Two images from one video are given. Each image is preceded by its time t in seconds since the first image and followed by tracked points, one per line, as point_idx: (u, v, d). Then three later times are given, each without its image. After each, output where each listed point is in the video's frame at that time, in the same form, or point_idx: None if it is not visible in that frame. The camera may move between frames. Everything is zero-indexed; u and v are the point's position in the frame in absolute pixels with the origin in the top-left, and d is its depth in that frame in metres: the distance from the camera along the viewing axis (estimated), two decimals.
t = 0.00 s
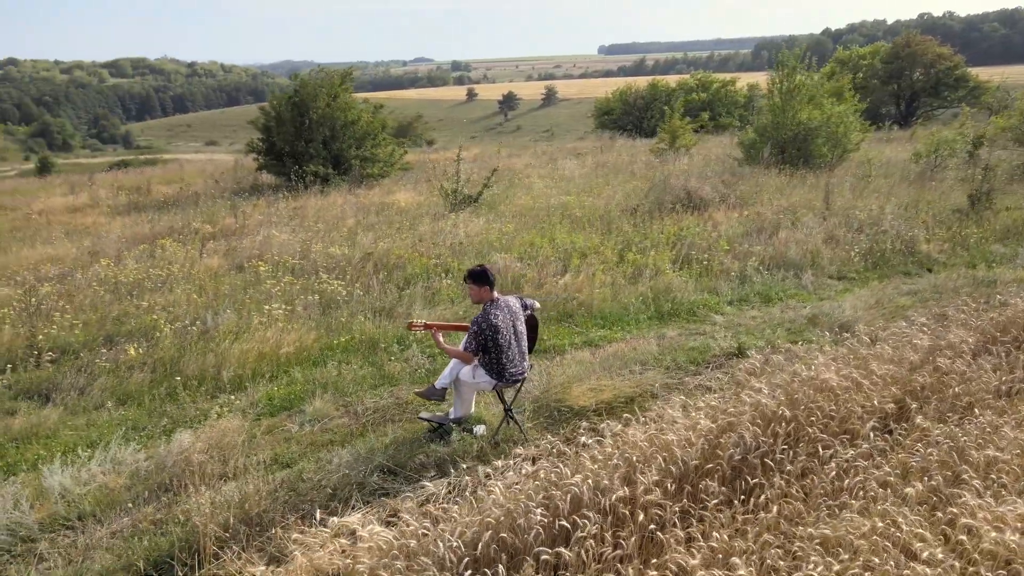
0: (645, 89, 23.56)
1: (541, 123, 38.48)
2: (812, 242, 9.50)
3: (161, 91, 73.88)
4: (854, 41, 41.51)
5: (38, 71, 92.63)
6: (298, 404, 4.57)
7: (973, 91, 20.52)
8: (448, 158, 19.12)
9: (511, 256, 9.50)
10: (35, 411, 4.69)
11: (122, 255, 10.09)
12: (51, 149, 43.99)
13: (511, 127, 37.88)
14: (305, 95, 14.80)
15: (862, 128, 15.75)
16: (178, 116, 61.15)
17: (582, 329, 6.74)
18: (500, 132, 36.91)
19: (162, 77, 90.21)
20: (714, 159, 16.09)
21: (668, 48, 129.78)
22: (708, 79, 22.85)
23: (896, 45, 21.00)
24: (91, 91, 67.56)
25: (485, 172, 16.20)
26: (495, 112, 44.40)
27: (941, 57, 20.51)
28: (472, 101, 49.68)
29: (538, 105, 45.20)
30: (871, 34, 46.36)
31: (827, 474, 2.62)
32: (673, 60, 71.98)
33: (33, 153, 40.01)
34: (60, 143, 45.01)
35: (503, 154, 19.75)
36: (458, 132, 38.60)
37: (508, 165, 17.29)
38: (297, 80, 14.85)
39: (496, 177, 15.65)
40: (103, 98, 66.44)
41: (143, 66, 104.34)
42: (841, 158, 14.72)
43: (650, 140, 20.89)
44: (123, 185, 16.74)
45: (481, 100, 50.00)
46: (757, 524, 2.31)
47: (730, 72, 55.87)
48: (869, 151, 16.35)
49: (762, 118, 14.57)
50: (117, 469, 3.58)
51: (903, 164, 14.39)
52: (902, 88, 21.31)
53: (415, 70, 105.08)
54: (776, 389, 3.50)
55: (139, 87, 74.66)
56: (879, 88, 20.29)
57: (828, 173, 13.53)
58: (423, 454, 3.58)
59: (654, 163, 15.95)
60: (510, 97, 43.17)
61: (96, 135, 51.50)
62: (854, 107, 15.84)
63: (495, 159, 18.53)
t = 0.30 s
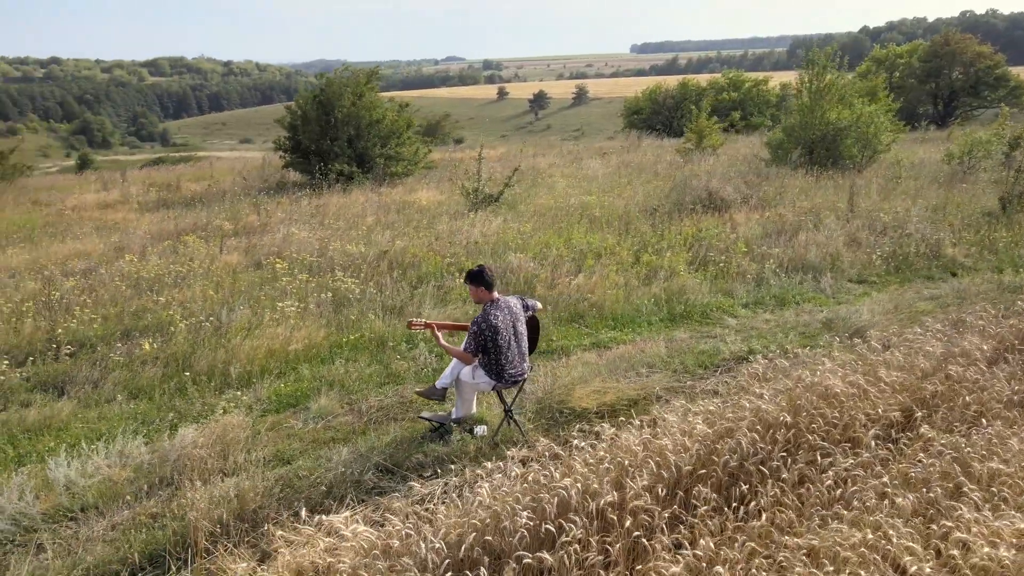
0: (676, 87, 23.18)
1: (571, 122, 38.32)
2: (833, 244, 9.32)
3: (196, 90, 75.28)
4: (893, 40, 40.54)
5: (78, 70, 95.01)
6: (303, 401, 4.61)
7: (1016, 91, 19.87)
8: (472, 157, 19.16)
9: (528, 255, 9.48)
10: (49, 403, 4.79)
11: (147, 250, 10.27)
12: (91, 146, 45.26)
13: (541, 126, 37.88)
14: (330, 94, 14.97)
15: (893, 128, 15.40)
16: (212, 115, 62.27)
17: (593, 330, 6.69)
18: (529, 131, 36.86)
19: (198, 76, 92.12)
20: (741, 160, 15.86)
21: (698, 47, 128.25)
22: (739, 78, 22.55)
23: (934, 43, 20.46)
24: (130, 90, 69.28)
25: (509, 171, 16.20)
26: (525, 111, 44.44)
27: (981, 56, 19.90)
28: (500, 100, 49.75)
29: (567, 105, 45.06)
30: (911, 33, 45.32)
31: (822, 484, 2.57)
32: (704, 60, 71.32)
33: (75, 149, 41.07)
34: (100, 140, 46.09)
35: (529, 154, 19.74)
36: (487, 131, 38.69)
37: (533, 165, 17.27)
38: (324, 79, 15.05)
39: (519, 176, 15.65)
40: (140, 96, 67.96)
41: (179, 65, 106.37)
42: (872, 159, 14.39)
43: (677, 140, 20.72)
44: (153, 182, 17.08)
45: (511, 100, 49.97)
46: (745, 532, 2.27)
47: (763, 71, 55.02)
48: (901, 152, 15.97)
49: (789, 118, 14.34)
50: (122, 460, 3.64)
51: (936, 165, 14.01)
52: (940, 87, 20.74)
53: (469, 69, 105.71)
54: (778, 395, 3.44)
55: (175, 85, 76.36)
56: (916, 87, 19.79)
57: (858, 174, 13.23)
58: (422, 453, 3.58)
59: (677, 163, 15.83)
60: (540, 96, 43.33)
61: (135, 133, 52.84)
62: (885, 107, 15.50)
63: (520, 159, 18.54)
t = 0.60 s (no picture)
0: (703, 85, 22.91)
1: (598, 121, 38.13)
2: (852, 246, 9.16)
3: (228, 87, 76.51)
4: (931, 38, 39.54)
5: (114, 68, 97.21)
6: (308, 399, 4.65)
7: None
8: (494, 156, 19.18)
9: (543, 255, 9.45)
10: (63, 397, 4.89)
11: (169, 246, 10.45)
12: (126, 143, 46.41)
13: (568, 125, 37.84)
14: (354, 92, 15.11)
15: (922, 128, 15.07)
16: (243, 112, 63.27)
17: (602, 331, 6.65)
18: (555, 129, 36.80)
19: (230, 75, 93.80)
20: (766, 159, 15.64)
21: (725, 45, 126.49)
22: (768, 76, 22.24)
23: (971, 41, 19.89)
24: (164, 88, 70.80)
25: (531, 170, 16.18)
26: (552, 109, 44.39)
27: (1020, 54, 19.30)
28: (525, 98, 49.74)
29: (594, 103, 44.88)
30: (949, 30, 44.26)
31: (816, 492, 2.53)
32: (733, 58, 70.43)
33: (112, 147, 42.19)
34: (134, 137, 47.09)
35: (553, 152, 19.72)
36: (514, 129, 38.76)
37: (555, 163, 17.22)
38: (348, 78, 15.23)
39: (540, 176, 15.63)
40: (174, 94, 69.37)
41: (212, 63, 108.24)
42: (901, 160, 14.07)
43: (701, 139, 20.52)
44: (181, 179, 17.40)
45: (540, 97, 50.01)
46: (731, 540, 2.24)
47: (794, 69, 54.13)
48: (931, 152, 15.58)
49: (815, 118, 14.11)
50: (126, 453, 3.70)
51: (966, 166, 13.64)
52: (976, 86, 20.17)
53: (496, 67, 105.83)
54: (778, 400, 3.39)
55: (207, 84, 77.83)
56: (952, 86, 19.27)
57: (884, 174, 12.97)
58: (419, 452, 3.59)
59: (699, 162, 15.69)
60: (568, 94, 43.49)
61: (169, 130, 54.02)
62: (914, 106, 15.17)
63: (543, 157, 18.53)
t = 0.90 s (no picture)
0: (729, 84, 22.68)
1: (625, 120, 37.95)
2: (870, 248, 9.00)
3: (257, 86, 77.76)
4: (969, 37, 38.57)
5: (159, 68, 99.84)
6: (312, 396, 4.69)
7: None
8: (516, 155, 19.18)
9: (558, 254, 9.43)
10: (75, 390, 5.00)
11: (189, 242, 10.63)
12: (158, 141, 47.47)
13: (595, 124, 37.69)
14: (376, 90, 15.25)
15: (951, 129, 14.75)
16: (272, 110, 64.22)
17: (610, 332, 6.61)
18: (581, 129, 36.73)
19: (260, 74, 95.29)
20: (790, 160, 15.44)
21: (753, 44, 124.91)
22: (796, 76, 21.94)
23: (1007, 40, 19.36)
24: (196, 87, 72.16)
25: (552, 170, 16.16)
26: (578, 108, 44.25)
27: None
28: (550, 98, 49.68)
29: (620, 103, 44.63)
30: (987, 28, 43.18)
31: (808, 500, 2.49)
32: (760, 57, 69.56)
33: (145, 144, 43.19)
34: (168, 135, 48.37)
35: (575, 152, 19.68)
36: (540, 128, 38.73)
37: (576, 163, 17.18)
38: (370, 77, 15.37)
39: (560, 175, 15.60)
40: (206, 92, 70.77)
41: (243, 62, 110.12)
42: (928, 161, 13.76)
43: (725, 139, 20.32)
44: (206, 176, 17.69)
45: (566, 96, 49.99)
46: (716, 548, 2.22)
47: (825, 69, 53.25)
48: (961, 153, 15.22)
49: (840, 118, 13.89)
50: (131, 446, 3.76)
51: (996, 167, 13.29)
52: (1012, 86, 19.62)
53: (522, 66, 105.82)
54: (777, 405, 3.34)
55: (238, 83, 79.14)
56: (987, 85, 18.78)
57: (909, 176, 12.72)
58: (416, 451, 3.61)
59: (720, 162, 15.56)
60: (595, 93, 43.64)
61: (200, 127, 54.95)
62: (943, 107, 14.85)
63: (565, 157, 18.50)
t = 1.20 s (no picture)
0: (754, 84, 22.44)
1: (651, 120, 37.74)
2: (887, 250, 8.83)
3: (285, 86, 78.83)
4: (1008, 35, 37.47)
5: (189, 67, 101.71)
6: (316, 393, 4.73)
7: None
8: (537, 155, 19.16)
9: (571, 253, 9.41)
10: (86, 384, 5.09)
11: (208, 239, 10.78)
12: (188, 139, 48.42)
13: (620, 124, 37.53)
14: (397, 90, 15.35)
15: (979, 129, 14.41)
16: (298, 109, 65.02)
17: (618, 333, 6.57)
18: (606, 129, 36.59)
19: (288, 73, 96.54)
20: (813, 160, 15.22)
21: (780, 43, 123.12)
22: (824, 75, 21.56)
23: None
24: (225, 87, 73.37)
25: (571, 170, 16.12)
26: (602, 108, 44.08)
27: None
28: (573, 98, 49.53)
29: (645, 103, 44.26)
30: None
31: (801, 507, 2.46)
32: (788, 57, 68.55)
33: (175, 143, 44.10)
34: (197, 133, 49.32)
35: (596, 151, 19.61)
36: (565, 128, 38.69)
37: (595, 163, 17.12)
38: (391, 77, 15.49)
39: (579, 175, 15.56)
40: (234, 92, 71.98)
41: (271, 62, 111.69)
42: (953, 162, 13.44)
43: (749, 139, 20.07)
44: (230, 174, 17.95)
45: (591, 96, 49.84)
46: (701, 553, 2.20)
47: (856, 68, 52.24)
48: (991, 155, 14.81)
49: (863, 118, 13.66)
50: (134, 439, 3.82)
51: None
52: None
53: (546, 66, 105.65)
54: (776, 408, 3.29)
55: (266, 83, 80.30)
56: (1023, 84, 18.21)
57: (934, 177, 12.46)
58: (413, 449, 3.62)
59: (740, 162, 15.40)
60: (621, 93, 43.53)
61: (227, 126, 55.85)
62: (972, 107, 14.50)
63: (585, 157, 18.44)
